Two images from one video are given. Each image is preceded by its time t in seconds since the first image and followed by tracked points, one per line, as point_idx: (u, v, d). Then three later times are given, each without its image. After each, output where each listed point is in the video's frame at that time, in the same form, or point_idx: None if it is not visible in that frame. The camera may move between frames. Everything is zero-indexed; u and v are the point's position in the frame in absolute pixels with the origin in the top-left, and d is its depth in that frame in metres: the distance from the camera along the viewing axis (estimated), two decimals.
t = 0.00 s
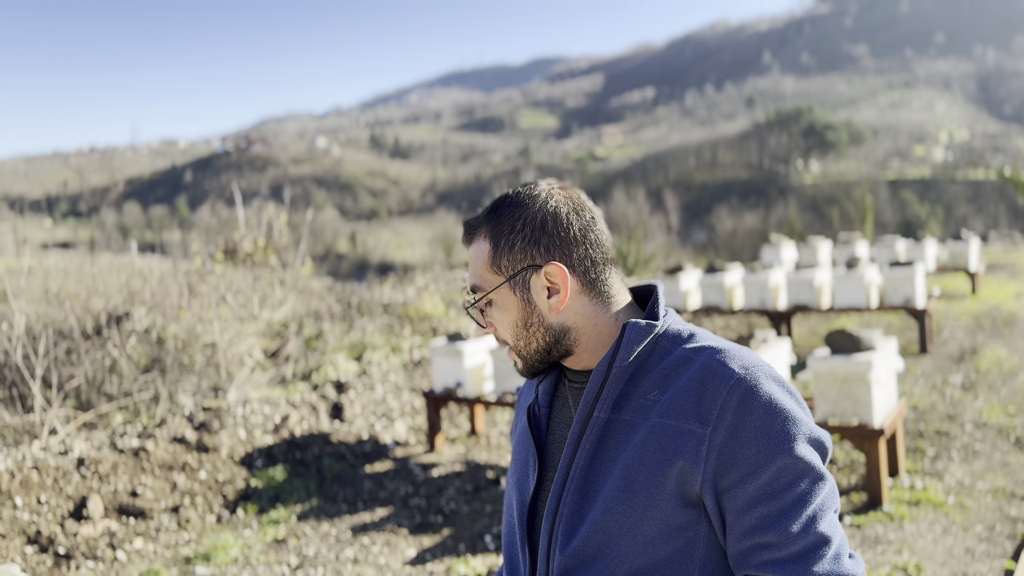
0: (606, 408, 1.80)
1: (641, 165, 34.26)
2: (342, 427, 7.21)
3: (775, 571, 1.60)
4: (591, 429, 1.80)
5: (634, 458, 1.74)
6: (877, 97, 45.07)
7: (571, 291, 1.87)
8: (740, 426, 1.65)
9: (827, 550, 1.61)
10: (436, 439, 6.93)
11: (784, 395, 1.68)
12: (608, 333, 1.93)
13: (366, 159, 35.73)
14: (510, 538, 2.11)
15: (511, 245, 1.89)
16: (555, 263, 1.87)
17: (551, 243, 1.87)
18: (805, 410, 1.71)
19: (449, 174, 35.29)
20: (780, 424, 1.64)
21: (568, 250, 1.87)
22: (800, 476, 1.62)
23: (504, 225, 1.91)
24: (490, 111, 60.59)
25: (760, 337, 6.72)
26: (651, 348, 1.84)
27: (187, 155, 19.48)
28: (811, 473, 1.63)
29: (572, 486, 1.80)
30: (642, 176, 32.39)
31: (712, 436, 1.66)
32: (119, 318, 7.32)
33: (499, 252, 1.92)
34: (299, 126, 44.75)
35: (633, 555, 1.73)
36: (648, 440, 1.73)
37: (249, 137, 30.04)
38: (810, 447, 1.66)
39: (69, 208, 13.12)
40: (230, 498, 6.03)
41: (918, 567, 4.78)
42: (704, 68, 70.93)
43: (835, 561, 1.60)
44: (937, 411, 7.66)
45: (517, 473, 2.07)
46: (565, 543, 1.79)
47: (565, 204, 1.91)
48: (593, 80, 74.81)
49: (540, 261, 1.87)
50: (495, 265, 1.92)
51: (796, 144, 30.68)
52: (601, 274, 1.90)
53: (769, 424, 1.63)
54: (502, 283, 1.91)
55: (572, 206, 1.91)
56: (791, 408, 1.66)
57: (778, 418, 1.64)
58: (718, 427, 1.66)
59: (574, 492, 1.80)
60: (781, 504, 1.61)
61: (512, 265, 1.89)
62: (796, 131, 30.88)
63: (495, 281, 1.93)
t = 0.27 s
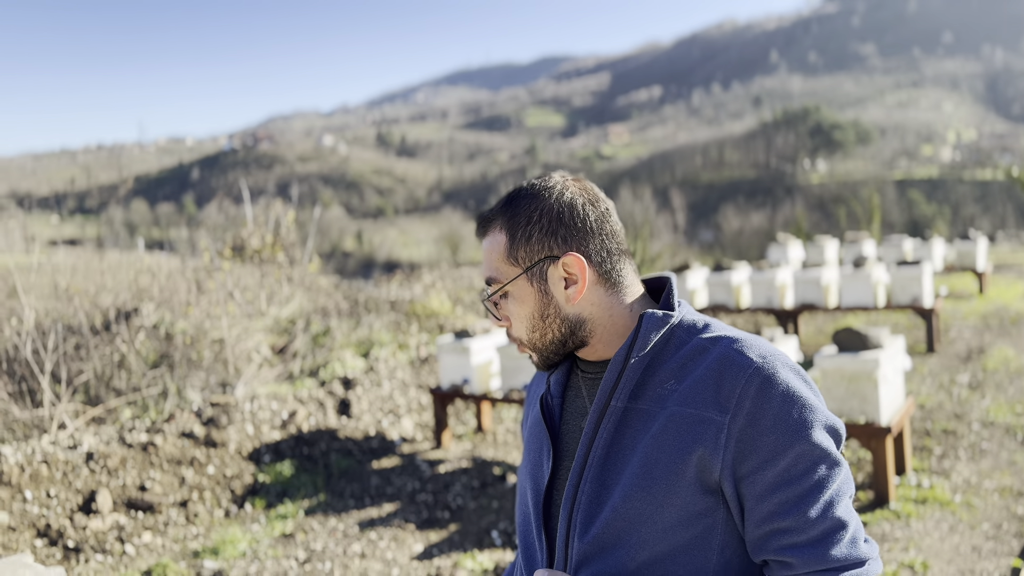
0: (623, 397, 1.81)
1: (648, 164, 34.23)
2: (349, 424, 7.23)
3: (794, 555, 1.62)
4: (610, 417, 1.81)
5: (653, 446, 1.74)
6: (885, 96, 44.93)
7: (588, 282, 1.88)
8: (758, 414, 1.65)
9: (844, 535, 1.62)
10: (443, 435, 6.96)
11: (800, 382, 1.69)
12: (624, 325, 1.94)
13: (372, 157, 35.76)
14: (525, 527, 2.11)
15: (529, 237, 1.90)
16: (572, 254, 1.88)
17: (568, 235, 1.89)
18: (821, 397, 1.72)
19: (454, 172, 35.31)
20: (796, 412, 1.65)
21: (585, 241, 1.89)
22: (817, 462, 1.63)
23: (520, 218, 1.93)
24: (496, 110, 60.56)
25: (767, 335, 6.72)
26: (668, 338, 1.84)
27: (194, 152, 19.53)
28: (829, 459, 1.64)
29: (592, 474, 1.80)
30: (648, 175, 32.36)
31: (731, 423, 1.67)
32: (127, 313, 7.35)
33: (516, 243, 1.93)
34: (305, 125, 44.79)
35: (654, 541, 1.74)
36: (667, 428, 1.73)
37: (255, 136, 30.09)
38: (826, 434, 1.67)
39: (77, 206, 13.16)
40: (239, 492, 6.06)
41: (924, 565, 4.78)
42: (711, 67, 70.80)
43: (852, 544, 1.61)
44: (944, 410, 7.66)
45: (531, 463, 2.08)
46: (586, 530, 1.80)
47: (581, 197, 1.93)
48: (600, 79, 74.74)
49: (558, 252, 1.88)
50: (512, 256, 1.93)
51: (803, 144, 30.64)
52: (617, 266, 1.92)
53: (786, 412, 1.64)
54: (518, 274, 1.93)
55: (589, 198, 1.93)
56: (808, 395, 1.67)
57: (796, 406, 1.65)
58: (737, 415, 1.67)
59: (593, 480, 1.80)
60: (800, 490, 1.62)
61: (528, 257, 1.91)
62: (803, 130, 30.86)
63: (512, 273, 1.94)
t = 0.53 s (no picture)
0: (630, 384, 1.74)
1: (656, 161, 34.25)
2: (357, 418, 7.30)
3: (798, 535, 1.55)
4: (616, 406, 1.74)
5: (659, 433, 1.68)
6: (895, 94, 44.80)
7: (633, 254, 1.93)
8: (762, 399, 1.59)
9: (845, 516, 1.56)
10: (450, 430, 7.02)
11: (800, 370, 1.63)
12: (630, 316, 1.94)
13: (381, 154, 35.87)
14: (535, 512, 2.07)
15: (587, 197, 1.91)
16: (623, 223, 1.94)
17: (618, 207, 1.95)
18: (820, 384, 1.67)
19: (462, 169, 35.39)
20: (799, 398, 1.58)
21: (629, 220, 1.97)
22: (819, 444, 1.57)
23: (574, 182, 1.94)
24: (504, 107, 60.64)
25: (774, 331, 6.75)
26: (672, 326, 1.79)
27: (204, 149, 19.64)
28: (830, 442, 1.57)
29: (599, 461, 1.73)
30: (656, 173, 32.37)
31: (736, 409, 1.61)
32: (139, 308, 7.42)
33: (573, 201, 1.91)
34: (314, 121, 44.96)
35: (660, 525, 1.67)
36: (674, 414, 1.67)
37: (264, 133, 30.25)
38: (825, 419, 1.60)
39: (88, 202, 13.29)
40: (249, 485, 6.13)
41: (928, 560, 4.82)
42: (720, 64, 70.72)
43: (853, 524, 1.55)
44: (951, 407, 7.67)
45: (538, 451, 2.05)
46: (594, 514, 1.73)
47: (618, 188, 2.00)
48: (608, 76, 74.71)
49: (612, 218, 1.91)
50: (568, 212, 1.90)
51: (812, 142, 30.62)
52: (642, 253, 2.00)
53: (789, 397, 1.58)
54: (573, 229, 1.88)
55: (621, 190, 2.01)
56: (807, 381, 1.62)
57: (798, 393, 1.58)
58: (741, 401, 1.61)
59: (600, 466, 1.73)
60: (802, 472, 1.55)
61: (586, 214, 1.90)
62: (812, 128, 30.84)
63: (567, 227, 1.88)
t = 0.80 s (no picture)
0: (623, 361, 1.84)
1: (666, 158, 34.27)
2: (366, 409, 7.41)
3: (777, 500, 1.65)
4: (610, 381, 1.84)
5: (649, 405, 1.78)
6: (907, 90, 44.62)
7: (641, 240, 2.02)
8: (745, 374, 1.69)
9: (821, 483, 1.65)
10: (457, 422, 7.13)
11: (782, 347, 1.73)
12: (627, 298, 2.01)
13: (391, 150, 35.99)
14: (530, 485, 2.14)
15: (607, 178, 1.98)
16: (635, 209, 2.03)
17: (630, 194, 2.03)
18: (800, 361, 1.76)
19: (472, 166, 35.48)
20: (778, 372, 1.68)
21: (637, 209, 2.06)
22: (798, 416, 1.66)
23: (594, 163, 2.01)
24: (513, 103, 60.65)
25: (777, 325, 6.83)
26: (662, 306, 1.88)
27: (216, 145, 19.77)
28: (808, 414, 1.67)
29: (594, 433, 1.83)
30: (666, 169, 32.38)
31: (721, 383, 1.71)
32: (153, 301, 7.55)
33: (596, 178, 1.97)
34: (325, 118, 45.13)
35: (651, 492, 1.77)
36: (664, 388, 1.77)
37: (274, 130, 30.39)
38: (805, 392, 1.70)
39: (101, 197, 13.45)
40: (260, 474, 6.25)
41: (926, 549, 4.90)
42: (731, 60, 70.53)
43: (828, 490, 1.65)
44: (954, 401, 7.74)
45: (535, 425, 2.13)
46: (589, 481, 1.83)
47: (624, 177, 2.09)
48: (618, 73, 74.63)
49: (627, 202, 1.99)
50: (592, 187, 1.95)
51: (823, 138, 30.60)
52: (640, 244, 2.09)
53: (770, 371, 1.68)
54: (599, 202, 1.93)
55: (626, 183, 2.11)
56: (787, 358, 1.71)
57: (779, 367, 1.68)
58: (725, 375, 1.71)
59: (594, 438, 1.83)
60: (781, 442, 1.65)
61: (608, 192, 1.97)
62: (823, 124, 30.81)
63: (593, 199, 1.93)
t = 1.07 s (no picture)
0: (606, 329, 1.97)
1: (676, 153, 34.29)
2: (374, 398, 7.56)
3: (744, 455, 1.78)
4: (593, 347, 1.97)
5: (629, 369, 1.90)
6: (920, 85, 44.45)
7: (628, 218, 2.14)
8: (716, 339, 1.82)
9: (783, 442, 1.78)
10: (464, 410, 7.27)
11: (751, 317, 1.86)
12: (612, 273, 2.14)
13: (401, 146, 36.13)
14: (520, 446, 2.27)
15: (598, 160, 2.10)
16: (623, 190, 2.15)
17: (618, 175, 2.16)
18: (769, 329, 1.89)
19: (482, 161, 35.59)
20: (746, 339, 1.81)
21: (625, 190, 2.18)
22: (764, 378, 1.79)
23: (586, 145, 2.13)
24: (524, 99, 60.70)
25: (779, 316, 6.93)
26: (643, 279, 2.01)
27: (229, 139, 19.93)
28: (774, 378, 1.80)
29: (577, 396, 1.96)
30: (676, 165, 32.41)
31: (694, 347, 1.83)
32: (166, 291, 7.71)
33: (587, 160, 2.09)
34: (336, 114, 45.32)
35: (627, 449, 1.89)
36: (642, 353, 1.89)
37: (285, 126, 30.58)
38: (771, 357, 1.83)
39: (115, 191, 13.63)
40: (271, 459, 6.40)
41: (920, 533, 5.01)
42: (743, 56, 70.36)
43: (791, 449, 1.78)
44: (956, 393, 7.82)
45: (525, 390, 2.26)
46: (572, 439, 1.96)
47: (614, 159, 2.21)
48: (630, 68, 74.54)
49: (616, 182, 2.12)
50: (584, 168, 2.07)
51: (834, 134, 30.59)
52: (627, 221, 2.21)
53: (738, 338, 1.81)
54: (590, 183, 2.05)
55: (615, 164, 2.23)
56: (755, 326, 1.84)
57: (747, 334, 1.81)
58: (698, 340, 1.83)
59: (578, 400, 1.96)
60: (748, 402, 1.78)
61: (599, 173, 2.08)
62: (835, 120, 30.79)
63: (585, 180, 2.06)
